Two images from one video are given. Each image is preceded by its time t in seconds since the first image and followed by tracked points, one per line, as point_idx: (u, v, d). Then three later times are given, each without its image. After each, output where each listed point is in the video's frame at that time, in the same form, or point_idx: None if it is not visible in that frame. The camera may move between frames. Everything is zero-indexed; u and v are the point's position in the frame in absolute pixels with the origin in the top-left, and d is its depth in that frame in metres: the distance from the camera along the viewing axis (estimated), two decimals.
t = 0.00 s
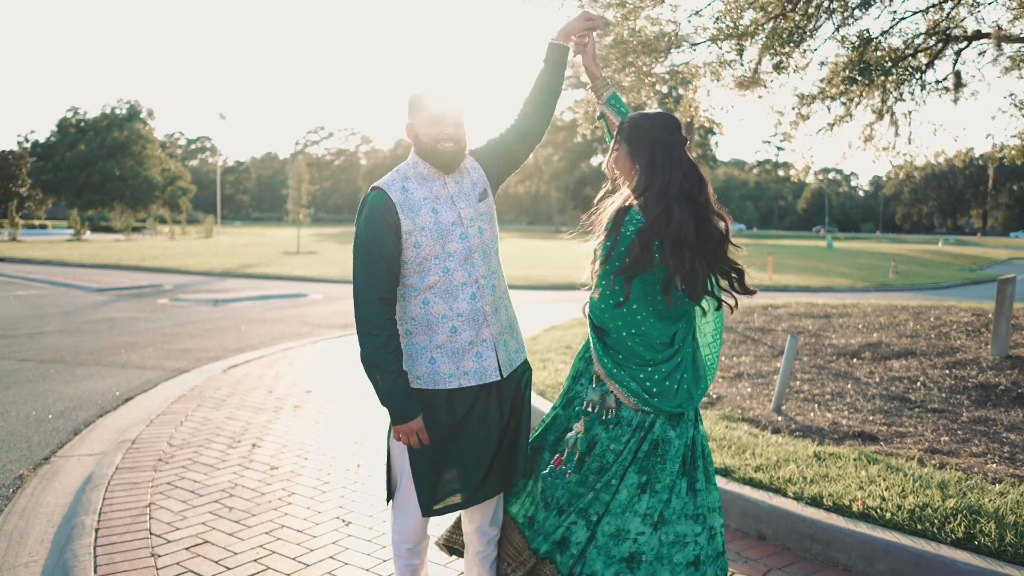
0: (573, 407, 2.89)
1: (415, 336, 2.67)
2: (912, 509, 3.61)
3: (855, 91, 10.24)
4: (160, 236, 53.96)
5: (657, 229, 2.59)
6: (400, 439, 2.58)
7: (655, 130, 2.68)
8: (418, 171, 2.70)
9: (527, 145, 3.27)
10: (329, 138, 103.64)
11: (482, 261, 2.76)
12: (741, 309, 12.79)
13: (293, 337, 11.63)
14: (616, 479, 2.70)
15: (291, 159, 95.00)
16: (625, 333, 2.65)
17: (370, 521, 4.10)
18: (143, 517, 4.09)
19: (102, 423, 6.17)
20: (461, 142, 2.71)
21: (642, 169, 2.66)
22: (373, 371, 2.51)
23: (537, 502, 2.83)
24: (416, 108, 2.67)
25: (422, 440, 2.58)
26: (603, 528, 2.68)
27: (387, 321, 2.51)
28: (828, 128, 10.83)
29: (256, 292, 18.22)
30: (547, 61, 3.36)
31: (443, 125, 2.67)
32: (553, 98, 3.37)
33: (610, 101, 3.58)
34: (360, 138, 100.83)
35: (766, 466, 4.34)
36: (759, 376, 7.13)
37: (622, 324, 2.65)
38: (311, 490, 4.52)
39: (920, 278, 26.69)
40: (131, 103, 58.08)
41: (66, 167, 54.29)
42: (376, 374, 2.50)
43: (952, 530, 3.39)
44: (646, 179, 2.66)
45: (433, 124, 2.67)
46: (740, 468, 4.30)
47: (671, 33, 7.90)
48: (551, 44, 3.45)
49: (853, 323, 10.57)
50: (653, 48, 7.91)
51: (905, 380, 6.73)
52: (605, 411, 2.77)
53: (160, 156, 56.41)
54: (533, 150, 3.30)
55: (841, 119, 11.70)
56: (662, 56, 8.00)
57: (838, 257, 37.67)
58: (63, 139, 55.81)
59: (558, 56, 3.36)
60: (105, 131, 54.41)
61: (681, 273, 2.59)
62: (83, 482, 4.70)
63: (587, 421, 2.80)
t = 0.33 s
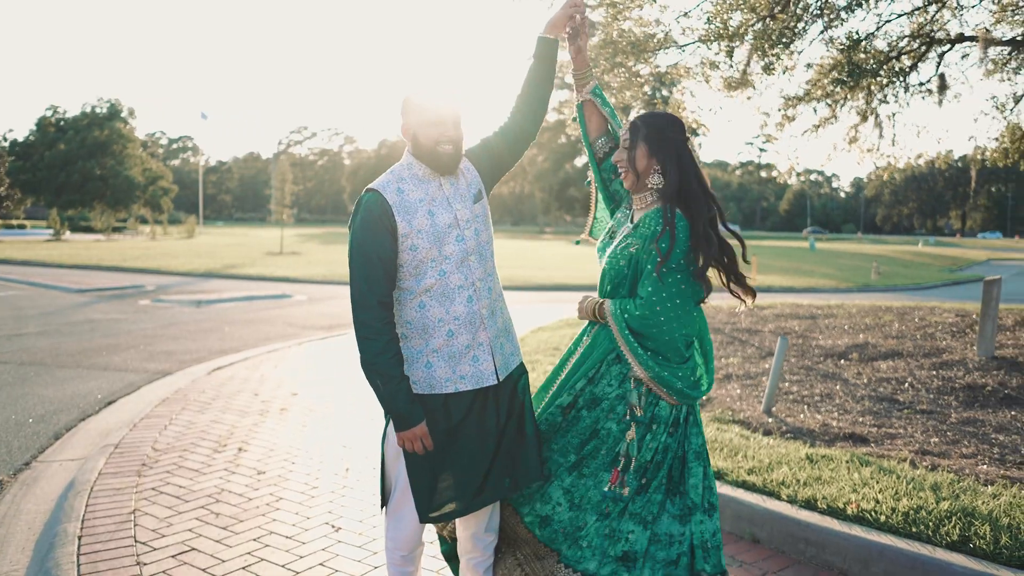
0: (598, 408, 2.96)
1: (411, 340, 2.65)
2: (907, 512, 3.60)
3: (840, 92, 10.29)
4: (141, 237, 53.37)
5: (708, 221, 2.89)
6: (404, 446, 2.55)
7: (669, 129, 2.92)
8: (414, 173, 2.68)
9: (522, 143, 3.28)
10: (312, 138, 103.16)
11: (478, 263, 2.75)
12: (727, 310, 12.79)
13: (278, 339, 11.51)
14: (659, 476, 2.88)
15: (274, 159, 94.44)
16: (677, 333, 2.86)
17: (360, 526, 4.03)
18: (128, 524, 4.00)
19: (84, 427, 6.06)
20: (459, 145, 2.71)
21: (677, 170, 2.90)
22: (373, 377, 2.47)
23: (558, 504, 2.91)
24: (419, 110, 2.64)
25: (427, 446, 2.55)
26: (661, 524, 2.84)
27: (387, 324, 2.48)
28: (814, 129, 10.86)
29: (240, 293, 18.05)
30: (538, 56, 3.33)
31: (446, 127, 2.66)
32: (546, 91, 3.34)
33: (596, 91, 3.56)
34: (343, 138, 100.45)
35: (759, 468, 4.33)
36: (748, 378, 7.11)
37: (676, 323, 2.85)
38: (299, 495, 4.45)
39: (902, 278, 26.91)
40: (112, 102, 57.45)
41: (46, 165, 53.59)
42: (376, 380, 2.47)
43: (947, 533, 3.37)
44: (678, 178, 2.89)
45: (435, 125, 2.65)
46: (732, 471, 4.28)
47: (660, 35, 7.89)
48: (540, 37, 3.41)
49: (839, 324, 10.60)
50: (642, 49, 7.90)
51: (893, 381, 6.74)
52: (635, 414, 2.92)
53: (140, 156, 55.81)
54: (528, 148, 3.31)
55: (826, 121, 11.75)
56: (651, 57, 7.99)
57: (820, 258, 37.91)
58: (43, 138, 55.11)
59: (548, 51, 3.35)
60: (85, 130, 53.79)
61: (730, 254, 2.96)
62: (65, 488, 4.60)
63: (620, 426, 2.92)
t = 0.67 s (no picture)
0: (648, 413, 3.03)
1: (409, 347, 2.64)
2: (902, 516, 3.59)
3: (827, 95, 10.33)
4: (123, 237, 52.81)
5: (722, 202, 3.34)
6: (406, 454, 2.55)
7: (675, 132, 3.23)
8: (411, 178, 2.67)
9: (518, 146, 3.27)
10: (297, 138, 102.64)
11: (475, 269, 2.73)
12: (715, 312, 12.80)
13: (264, 341, 11.40)
14: (708, 471, 2.99)
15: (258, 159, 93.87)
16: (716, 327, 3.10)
17: (352, 533, 3.98)
18: (116, 532, 3.93)
19: (69, 432, 5.96)
20: (458, 149, 2.70)
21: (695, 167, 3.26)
22: (374, 386, 2.46)
23: (605, 504, 2.98)
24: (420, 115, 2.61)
25: (429, 454, 2.55)
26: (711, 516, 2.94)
27: (387, 332, 2.47)
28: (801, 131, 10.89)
29: (224, 294, 17.88)
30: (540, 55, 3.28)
31: (447, 130, 2.64)
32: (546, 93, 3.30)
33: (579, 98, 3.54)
34: (329, 138, 100.03)
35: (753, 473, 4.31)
36: (738, 381, 7.10)
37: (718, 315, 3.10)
38: (289, 502, 4.39)
39: (885, 279, 27.12)
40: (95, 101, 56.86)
41: (26, 165, 52.92)
42: (377, 389, 2.45)
43: (943, 537, 3.37)
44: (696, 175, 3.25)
45: (436, 128, 2.63)
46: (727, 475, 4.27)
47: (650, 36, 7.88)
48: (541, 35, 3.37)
49: (826, 326, 10.65)
50: (631, 50, 7.88)
51: (883, 383, 6.75)
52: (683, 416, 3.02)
53: (123, 156, 55.27)
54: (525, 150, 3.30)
55: (813, 123, 11.79)
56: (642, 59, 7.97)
57: (805, 259, 38.11)
58: (23, 138, 54.48)
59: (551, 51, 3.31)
60: (67, 129, 53.19)
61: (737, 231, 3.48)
62: (50, 495, 4.51)
63: (671, 428, 3.01)
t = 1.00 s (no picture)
0: (694, 422, 3.21)
1: (405, 353, 2.60)
2: (898, 519, 3.58)
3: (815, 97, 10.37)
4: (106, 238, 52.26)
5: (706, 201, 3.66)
6: (406, 462, 2.51)
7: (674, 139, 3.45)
8: (407, 181, 2.63)
9: (515, 149, 3.23)
10: (282, 138, 102.11)
11: (472, 273, 2.70)
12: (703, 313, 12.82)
13: (251, 343, 11.30)
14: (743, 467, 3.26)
15: (242, 160, 93.29)
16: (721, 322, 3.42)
17: (345, 540, 3.92)
18: (102, 540, 3.86)
19: (53, 437, 5.87)
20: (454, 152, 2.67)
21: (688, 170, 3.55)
22: (372, 394, 2.42)
23: (665, 519, 3.11)
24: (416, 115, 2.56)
25: (429, 462, 2.51)
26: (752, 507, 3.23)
27: (385, 338, 2.44)
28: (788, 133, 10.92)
29: (210, 296, 17.73)
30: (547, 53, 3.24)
31: (444, 133, 2.61)
32: (548, 96, 3.27)
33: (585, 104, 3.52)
34: (314, 139, 99.59)
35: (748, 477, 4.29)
36: (728, 383, 7.10)
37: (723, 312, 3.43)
38: (280, 508, 4.33)
39: (870, 280, 27.33)
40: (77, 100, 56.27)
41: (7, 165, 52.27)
42: (376, 397, 2.42)
43: (939, 540, 3.37)
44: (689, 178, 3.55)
45: (433, 131, 2.60)
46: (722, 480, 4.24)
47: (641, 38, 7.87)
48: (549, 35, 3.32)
49: (814, 327, 10.68)
50: (621, 52, 7.87)
51: (872, 385, 6.78)
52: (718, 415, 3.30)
53: (105, 156, 54.74)
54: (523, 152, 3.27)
55: (800, 125, 11.82)
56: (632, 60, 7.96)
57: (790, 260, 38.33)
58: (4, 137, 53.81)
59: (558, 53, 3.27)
60: (48, 128, 52.54)
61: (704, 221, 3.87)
62: (34, 502, 4.42)
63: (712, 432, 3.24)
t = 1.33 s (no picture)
0: (723, 421, 3.31)
1: (403, 356, 2.56)
2: (896, 521, 3.57)
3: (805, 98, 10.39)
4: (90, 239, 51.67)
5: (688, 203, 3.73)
6: (405, 468, 2.47)
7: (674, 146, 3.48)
8: (405, 182, 2.59)
9: (516, 152, 3.20)
10: (269, 138, 101.59)
11: (471, 276, 2.66)
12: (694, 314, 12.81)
13: (239, 345, 11.19)
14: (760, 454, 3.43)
15: (228, 160, 92.74)
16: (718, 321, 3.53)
17: (339, 545, 3.87)
18: (91, 548, 3.78)
19: (39, 441, 5.77)
20: (452, 152, 2.63)
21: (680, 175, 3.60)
22: (368, 400, 2.38)
23: (726, 522, 3.12)
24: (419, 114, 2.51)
25: (428, 468, 2.47)
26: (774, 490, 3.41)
27: (382, 343, 2.40)
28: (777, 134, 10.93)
29: (197, 297, 17.55)
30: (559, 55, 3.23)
31: (444, 134, 2.58)
32: (555, 98, 3.25)
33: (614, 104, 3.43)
34: (301, 138, 99.12)
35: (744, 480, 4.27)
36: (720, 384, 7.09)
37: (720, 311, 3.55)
38: (272, 513, 4.27)
39: (856, 280, 27.51)
40: (61, 99, 55.63)
41: None
42: (373, 403, 2.37)
43: (937, 543, 3.36)
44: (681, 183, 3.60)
45: (432, 132, 2.56)
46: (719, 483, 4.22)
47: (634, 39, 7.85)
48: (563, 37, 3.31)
49: (805, 328, 10.68)
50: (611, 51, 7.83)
51: (864, 386, 6.79)
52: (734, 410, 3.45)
53: (90, 156, 54.21)
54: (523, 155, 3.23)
55: (789, 126, 11.85)
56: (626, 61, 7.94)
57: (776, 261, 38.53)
58: None
59: (570, 55, 3.25)
60: (31, 128, 51.86)
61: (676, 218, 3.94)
62: (20, 508, 4.34)
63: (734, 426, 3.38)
